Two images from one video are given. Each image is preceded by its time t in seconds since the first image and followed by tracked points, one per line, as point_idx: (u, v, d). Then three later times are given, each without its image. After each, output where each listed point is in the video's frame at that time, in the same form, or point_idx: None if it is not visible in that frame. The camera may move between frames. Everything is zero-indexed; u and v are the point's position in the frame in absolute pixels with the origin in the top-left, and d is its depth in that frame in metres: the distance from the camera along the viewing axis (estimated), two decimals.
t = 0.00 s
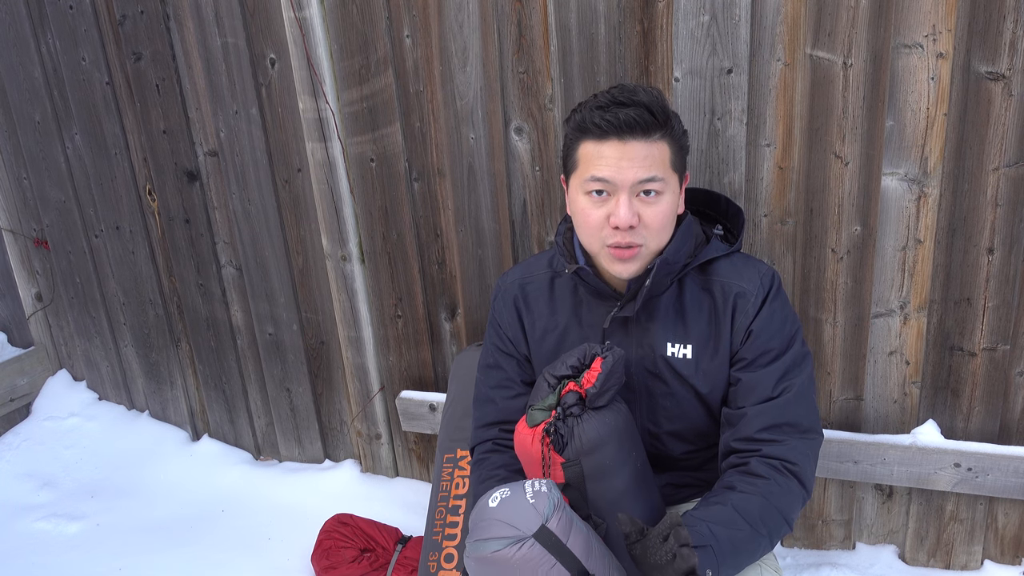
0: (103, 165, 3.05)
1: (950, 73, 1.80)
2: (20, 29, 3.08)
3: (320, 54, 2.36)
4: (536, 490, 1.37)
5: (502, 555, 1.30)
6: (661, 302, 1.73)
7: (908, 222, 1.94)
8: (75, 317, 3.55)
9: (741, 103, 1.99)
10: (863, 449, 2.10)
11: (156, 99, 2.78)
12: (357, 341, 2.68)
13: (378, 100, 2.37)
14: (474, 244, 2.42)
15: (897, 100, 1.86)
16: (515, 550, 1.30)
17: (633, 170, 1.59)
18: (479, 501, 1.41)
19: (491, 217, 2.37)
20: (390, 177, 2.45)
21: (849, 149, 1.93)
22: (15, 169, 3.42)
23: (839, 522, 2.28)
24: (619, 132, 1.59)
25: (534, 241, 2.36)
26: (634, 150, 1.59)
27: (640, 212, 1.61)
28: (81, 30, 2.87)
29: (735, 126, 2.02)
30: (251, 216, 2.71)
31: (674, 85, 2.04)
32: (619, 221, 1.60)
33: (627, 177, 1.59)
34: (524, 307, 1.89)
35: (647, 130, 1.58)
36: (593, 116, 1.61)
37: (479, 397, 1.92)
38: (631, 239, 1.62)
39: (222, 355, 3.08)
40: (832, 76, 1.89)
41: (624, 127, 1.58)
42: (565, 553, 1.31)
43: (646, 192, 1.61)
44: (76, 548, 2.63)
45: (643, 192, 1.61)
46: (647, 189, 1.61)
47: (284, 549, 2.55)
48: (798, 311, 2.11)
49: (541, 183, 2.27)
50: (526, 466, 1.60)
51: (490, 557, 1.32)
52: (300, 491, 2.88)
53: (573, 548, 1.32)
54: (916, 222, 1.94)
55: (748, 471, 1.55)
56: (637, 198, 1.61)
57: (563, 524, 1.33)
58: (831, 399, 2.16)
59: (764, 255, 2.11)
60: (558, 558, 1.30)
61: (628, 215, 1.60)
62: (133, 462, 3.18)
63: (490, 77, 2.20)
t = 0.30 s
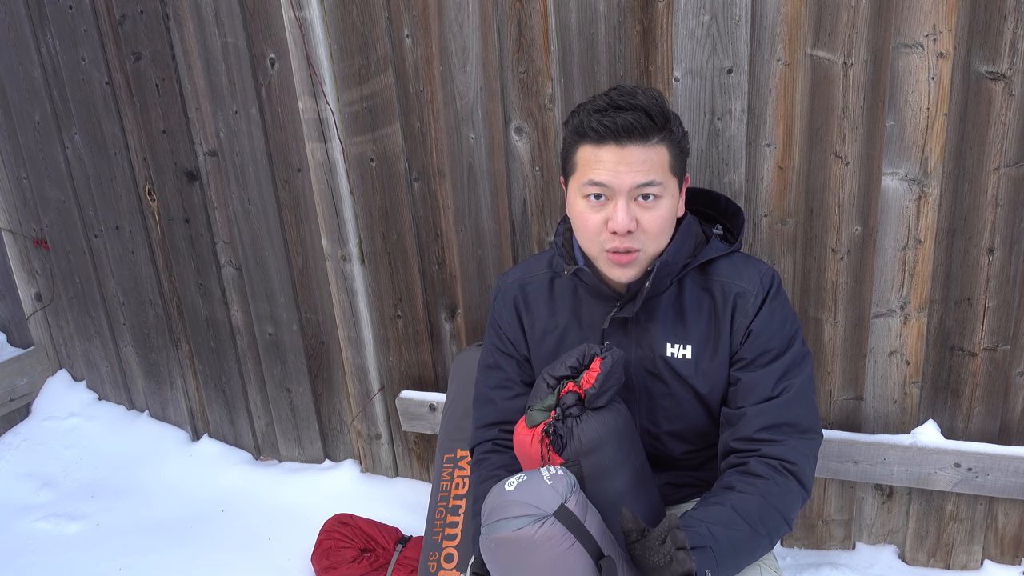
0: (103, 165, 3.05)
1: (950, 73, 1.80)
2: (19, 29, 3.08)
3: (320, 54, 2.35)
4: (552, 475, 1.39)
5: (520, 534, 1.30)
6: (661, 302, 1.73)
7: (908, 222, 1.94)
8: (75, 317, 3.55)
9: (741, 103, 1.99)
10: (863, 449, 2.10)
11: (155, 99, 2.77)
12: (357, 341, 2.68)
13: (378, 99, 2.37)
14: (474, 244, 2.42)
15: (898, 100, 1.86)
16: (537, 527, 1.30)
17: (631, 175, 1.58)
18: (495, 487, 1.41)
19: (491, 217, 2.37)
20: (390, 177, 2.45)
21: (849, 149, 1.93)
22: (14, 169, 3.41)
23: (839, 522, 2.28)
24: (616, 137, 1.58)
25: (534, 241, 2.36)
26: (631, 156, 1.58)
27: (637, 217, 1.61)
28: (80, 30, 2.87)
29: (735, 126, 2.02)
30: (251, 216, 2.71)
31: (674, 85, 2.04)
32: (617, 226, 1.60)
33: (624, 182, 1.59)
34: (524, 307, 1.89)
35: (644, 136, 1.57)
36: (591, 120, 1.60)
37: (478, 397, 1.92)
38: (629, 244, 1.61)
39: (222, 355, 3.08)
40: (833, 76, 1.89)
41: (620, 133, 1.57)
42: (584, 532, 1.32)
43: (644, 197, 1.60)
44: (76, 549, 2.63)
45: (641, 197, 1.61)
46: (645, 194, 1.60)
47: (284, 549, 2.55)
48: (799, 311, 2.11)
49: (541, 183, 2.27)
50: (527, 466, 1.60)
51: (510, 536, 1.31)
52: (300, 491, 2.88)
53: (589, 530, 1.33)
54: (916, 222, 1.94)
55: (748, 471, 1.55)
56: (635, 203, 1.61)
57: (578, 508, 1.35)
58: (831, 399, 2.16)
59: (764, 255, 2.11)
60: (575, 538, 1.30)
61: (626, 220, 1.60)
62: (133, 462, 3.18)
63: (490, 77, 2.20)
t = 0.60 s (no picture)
0: (103, 165, 3.06)
1: (950, 73, 1.80)
2: (20, 29, 3.08)
3: (320, 54, 2.36)
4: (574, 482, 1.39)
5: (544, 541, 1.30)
6: (661, 302, 1.73)
7: (908, 222, 1.94)
8: (75, 317, 3.56)
9: (741, 103, 1.99)
10: (863, 449, 2.10)
11: (156, 99, 2.78)
12: (357, 341, 2.68)
13: (379, 99, 2.37)
14: (474, 244, 2.42)
15: (897, 100, 1.86)
16: (559, 536, 1.30)
17: (622, 177, 1.58)
18: (518, 489, 1.40)
19: (491, 216, 2.37)
20: (390, 177, 2.46)
21: (849, 149, 1.93)
22: (15, 169, 3.42)
23: (839, 522, 2.28)
24: (606, 139, 1.58)
25: (534, 241, 2.36)
26: (624, 157, 1.58)
27: (630, 219, 1.60)
28: (81, 30, 2.88)
29: (735, 126, 2.02)
30: (251, 215, 2.72)
31: (674, 85, 2.04)
32: (609, 228, 1.60)
33: (616, 184, 1.59)
34: (525, 307, 1.89)
35: (637, 137, 1.58)
36: (582, 124, 1.61)
37: (478, 397, 1.92)
38: (623, 246, 1.61)
39: (223, 355, 3.08)
40: (832, 76, 1.89)
41: (612, 135, 1.58)
42: (604, 543, 1.32)
43: (636, 198, 1.60)
44: (76, 548, 2.64)
45: (634, 199, 1.60)
46: (637, 195, 1.60)
47: (284, 549, 2.55)
48: (798, 311, 2.11)
49: (541, 183, 2.27)
50: (527, 467, 1.59)
51: (533, 542, 1.31)
52: (300, 491, 2.88)
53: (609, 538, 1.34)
54: (915, 222, 1.94)
55: (748, 471, 1.55)
56: (627, 204, 1.61)
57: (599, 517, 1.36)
58: (831, 399, 2.17)
59: (764, 256, 2.11)
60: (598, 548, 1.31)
61: (618, 222, 1.59)
62: (133, 462, 3.19)
63: (490, 77, 2.20)
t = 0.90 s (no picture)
0: (103, 165, 3.05)
1: (950, 73, 1.80)
2: (20, 29, 3.08)
3: (320, 54, 2.35)
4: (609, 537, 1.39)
5: None
6: (661, 302, 1.73)
7: (908, 222, 1.94)
8: (75, 317, 3.55)
9: (741, 104, 1.99)
10: (863, 449, 2.10)
11: (155, 99, 2.77)
12: (356, 341, 2.68)
13: (378, 100, 2.37)
14: (474, 244, 2.42)
15: (898, 100, 1.86)
16: None
17: (610, 167, 1.59)
18: (572, 529, 1.39)
19: (491, 217, 2.37)
20: (390, 177, 2.45)
21: (849, 149, 1.93)
22: (15, 169, 3.42)
23: (839, 522, 2.28)
24: (594, 131, 1.61)
25: (534, 241, 2.36)
26: (611, 148, 1.59)
27: (619, 209, 1.61)
28: (80, 30, 2.87)
29: (735, 126, 2.02)
30: (251, 216, 2.71)
31: (674, 86, 2.04)
32: (598, 219, 1.60)
33: (604, 174, 1.59)
34: (524, 307, 1.89)
35: (625, 127, 1.59)
36: (570, 119, 1.64)
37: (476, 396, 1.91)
38: (613, 236, 1.62)
39: (222, 355, 3.08)
40: (832, 76, 1.89)
41: (599, 127, 1.60)
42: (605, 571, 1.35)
43: (625, 188, 1.60)
44: (77, 548, 2.64)
45: (623, 189, 1.60)
46: (626, 185, 1.60)
47: (284, 549, 2.55)
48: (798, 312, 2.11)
49: (540, 183, 2.27)
50: (527, 467, 1.59)
51: None
52: (300, 491, 2.88)
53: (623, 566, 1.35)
54: (916, 223, 1.94)
55: (750, 472, 1.55)
56: (617, 195, 1.61)
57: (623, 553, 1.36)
58: (831, 399, 2.17)
59: (764, 256, 2.11)
60: None
61: (607, 212, 1.60)
62: (133, 462, 3.18)
63: (490, 77, 2.20)
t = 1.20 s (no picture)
0: (103, 165, 3.06)
1: (950, 73, 1.80)
2: (20, 29, 3.08)
3: (320, 54, 2.36)
4: (613, 551, 1.36)
5: None
6: (662, 303, 1.73)
7: (908, 222, 1.94)
8: (75, 317, 3.55)
9: (741, 103, 1.99)
10: (863, 449, 2.10)
11: (156, 100, 2.78)
12: (357, 341, 2.68)
13: (379, 100, 2.37)
14: (474, 244, 2.42)
15: (897, 100, 1.86)
16: None
17: (607, 163, 1.59)
18: (578, 537, 1.40)
19: (491, 217, 2.37)
20: (390, 177, 2.45)
21: (849, 148, 1.93)
22: (15, 169, 3.42)
23: (839, 522, 2.28)
24: (593, 129, 1.61)
25: (534, 241, 2.36)
26: (609, 145, 1.60)
27: (617, 205, 1.61)
28: (80, 30, 2.88)
29: (735, 126, 2.02)
30: (251, 216, 2.72)
31: (674, 86, 2.04)
32: (595, 214, 1.60)
33: (601, 171, 1.60)
34: (524, 307, 1.89)
35: (625, 125, 1.60)
36: (568, 118, 1.65)
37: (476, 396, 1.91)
38: (610, 232, 1.62)
39: (222, 355, 3.08)
40: (832, 76, 1.89)
41: (598, 125, 1.61)
42: None
43: (623, 185, 1.60)
44: (77, 548, 2.64)
45: (621, 185, 1.61)
46: (624, 181, 1.60)
47: (284, 549, 2.55)
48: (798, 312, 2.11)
49: (541, 183, 2.27)
50: (526, 468, 1.59)
51: None
52: (300, 491, 2.88)
53: None
54: (916, 223, 1.94)
55: (753, 474, 1.54)
56: (614, 192, 1.62)
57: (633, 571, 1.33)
58: (831, 399, 2.16)
59: (763, 256, 2.11)
60: None
61: (604, 207, 1.60)
62: (134, 462, 3.19)
63: (490, 77, 2.20)
